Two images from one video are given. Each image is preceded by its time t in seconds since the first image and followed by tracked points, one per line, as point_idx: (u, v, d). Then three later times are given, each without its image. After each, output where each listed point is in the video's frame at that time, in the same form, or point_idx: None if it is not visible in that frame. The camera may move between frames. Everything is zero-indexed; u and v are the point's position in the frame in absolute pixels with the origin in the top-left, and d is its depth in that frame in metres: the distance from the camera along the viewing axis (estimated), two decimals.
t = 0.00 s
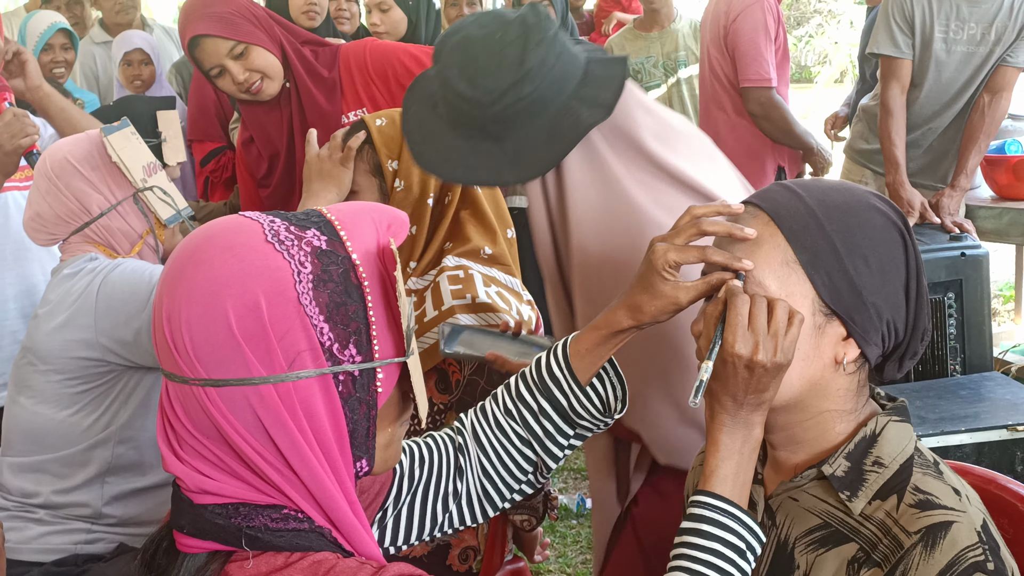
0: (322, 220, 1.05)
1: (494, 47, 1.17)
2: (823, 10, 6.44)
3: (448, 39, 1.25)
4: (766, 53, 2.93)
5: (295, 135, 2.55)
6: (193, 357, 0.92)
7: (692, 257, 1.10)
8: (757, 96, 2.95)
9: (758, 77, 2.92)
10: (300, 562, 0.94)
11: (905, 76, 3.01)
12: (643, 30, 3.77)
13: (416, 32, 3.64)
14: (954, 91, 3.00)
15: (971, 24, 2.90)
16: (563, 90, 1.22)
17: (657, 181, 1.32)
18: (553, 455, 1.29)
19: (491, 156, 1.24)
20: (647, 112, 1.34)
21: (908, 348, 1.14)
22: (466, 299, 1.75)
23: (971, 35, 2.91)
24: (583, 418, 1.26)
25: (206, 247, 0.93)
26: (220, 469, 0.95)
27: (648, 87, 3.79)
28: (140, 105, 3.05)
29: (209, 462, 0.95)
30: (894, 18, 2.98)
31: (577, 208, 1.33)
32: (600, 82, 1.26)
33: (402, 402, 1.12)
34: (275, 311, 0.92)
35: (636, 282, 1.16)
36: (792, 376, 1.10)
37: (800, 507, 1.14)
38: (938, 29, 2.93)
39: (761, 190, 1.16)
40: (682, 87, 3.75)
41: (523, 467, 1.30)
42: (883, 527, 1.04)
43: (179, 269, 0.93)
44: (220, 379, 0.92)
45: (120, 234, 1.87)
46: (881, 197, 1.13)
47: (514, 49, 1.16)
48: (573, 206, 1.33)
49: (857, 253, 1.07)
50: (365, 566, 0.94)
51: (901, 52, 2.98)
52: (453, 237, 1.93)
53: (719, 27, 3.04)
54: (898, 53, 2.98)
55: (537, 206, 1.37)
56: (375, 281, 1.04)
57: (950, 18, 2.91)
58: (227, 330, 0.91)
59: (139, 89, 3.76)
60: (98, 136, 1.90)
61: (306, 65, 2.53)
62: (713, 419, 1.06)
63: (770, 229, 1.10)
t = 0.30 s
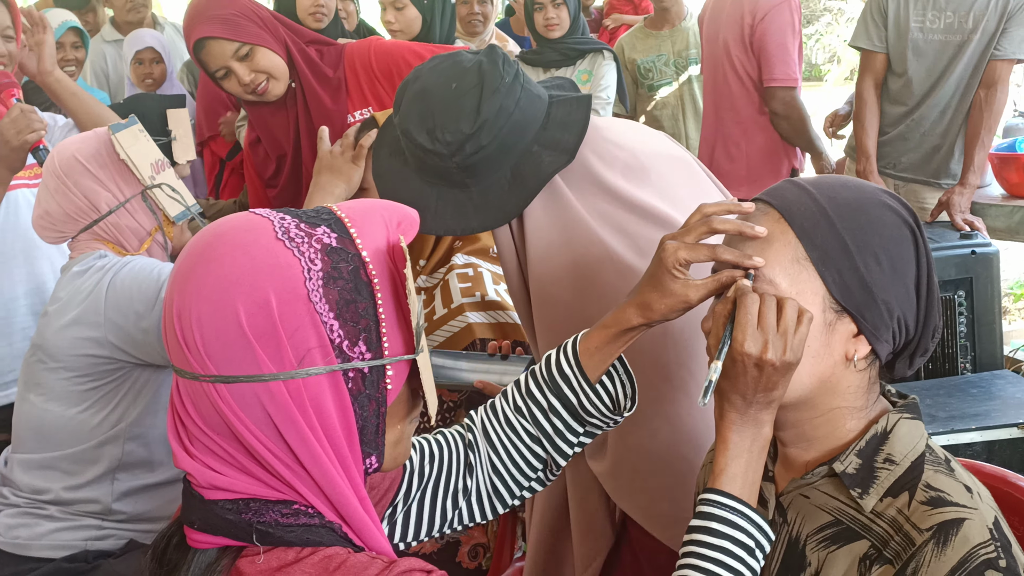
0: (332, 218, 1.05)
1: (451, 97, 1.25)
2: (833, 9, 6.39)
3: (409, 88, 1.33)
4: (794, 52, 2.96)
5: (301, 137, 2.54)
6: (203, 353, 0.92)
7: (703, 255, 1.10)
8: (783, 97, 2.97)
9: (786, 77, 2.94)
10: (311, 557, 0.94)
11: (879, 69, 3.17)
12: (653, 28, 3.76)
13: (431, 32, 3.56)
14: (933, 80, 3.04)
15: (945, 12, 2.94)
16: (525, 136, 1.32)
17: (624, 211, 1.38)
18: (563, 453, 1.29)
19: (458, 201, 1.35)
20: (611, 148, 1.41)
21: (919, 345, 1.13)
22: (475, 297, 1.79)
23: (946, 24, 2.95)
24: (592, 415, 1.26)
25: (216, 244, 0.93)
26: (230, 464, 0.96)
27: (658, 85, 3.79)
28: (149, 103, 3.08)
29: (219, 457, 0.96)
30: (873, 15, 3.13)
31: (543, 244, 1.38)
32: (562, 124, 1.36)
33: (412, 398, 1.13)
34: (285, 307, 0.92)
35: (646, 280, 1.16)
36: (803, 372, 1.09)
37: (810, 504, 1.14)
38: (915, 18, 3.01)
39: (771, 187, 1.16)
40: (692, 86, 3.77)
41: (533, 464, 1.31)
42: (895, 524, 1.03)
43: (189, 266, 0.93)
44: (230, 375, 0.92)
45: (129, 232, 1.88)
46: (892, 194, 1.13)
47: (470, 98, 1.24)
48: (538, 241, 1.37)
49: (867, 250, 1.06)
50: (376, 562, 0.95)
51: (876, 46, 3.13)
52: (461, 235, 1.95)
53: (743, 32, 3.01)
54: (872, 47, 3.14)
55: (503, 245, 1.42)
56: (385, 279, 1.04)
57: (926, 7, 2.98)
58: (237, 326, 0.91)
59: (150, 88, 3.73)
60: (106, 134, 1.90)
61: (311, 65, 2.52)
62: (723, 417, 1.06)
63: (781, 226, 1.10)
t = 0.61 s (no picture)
0: (338, 215, 1.05)
1: (454, 99, 1.26)
2: (835, 9, 6.40)
3: (412, 89, 1.34)
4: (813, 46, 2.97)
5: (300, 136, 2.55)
6: (208, 350, 0.92)
7: (707, 254, 1.10)
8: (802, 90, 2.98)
9: (805, 70, 2.96)
10: (314, 553, 0.94)
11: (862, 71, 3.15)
12: (656, 27, 3.77)
13: (434, 29, 3.57)
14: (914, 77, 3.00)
15: (921, 8, 2.91)
16: (529, 137, 1.32)
17: (626, 211, 1.39)
18: (566, 451, 1.29)
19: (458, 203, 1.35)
20: (617, 149, 1.41)
21: (922, 346, 1.13)
22: (477, 295, 1.79)
23: (919, 19, 2.92)
24: (595, 413, 1.26)
25: (222, 240, 0.93)
26: (233, 460, 0.96)
27: (661, 84, 3.79)
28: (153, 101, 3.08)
29: (223, 453, 0.96)
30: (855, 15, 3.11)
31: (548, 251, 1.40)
32: (565, 127, 1.36)
33: (415, 395, 1.13)
34: (290, 304, 0.93)
35: (650, 279, 1.16)
36: (807, 371, 1.09)
37: (812, 504, 1.14)
38: (891, 15, 2.99)
39: (775, 186, 1.16)
40: (696, 86, 3.77)
41: (536, 462, 1.31)
42: (896, 524, 1.03)
43: (195, 262, 0.94)
44: (235, 372, 0.92)
45: (130, 229, 1.88)
46: (896, 194, 1.13)
47: (474, 99, 1.25)
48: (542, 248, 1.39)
49: (872, 250, 1.06)
50: (378, 558, 0.96)
51: (858, 45, 3.11)
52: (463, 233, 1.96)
53: (759, 26, 2.99)
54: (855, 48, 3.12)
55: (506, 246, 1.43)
56: (389, 276, 1.04)
57: (903, 3, 2.95)
58: (242, 323, 0.91)
59: (152, 84, 3.89)
60: (107, 131, 1.90)
61: (309, 63, 2.53)
62: (725, 416, 1.06)
63: (785, 225, 1.11)
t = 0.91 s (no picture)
0: (339, 212, 1.05)
1: (513, 33, 1.21)
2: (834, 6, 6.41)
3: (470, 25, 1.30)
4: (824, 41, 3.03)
5: (298, 133, 2.56)
6: (209, 346, 0.92)
7: (708, 253, 1.10)
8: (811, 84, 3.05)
9: (819, 65, 3.02)
10: (314, 550, 0.94)
11: (856, 69, 3.12)
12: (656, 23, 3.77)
13: (432, 25, 3.58)
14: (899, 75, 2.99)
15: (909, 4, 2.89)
16: (583, 77, 1.24)
17: (670, 170, 1.28)
18: (567, 447, 1.30)
19: (510, 146, 1.28)
20: (669, 100, 1.29)
21: (921, 343, 1.14)
22: (476, 292, 1.78)
23: (907, 15, 2.91)
24: (597, 410, 1.26)
25: (223, 236, 0.93)
26: (234, 456, 0.96)
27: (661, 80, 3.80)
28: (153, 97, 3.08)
29: (224, 449, 0.96)
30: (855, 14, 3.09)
31: (594, 195, 1.30)
32: (622, 70, 1.27)
33: (416, 393, 1.13)
34: (291, 300, 0.93)
35: (651, 276, 1.16)
36: (807, 368, 1.09)
37: (812, 501, 1.14)
38: (880, 13, 2.97)
39: (775, 183, 1.16)
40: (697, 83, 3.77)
41: (537, 459, 1.31)
42: (896, 521, 1.03)
43: (196, 258, 0.94)
44: (236, 368, 0.92)
45: (130, 225, 1.88)
46: (896, 191, 1.13)
47: (534, 34, 1.20)
48: (587, 189, 1.30)
49: (872, 247, 1.06)
50: (379, 555, 0.96)
51: (852, 44, 3.10)
52: (463, 230, 2.00)
53: (772, 23, 3.01)
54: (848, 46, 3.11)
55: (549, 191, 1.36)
56: (390, 272, 1.04)
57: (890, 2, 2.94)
58: (244, 319, 0.91)
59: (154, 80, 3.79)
60: (105, 127, 1.90)
61: (308, 61, 2.54)
62: (726, 413, 1.06)
63: (785, 223, 1.10)
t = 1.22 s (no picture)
0: (344, 216, 1.06)
1: None
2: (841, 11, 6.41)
3: None
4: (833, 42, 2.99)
5: (304, 137, 2.57)
6: (214, 349, 0.92)
7: (713, 256, 1.09)
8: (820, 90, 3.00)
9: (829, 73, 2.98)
10: (319, 554, 0.94)
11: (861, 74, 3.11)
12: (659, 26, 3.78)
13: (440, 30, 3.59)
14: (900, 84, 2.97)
15: (911, 10, 2.90)
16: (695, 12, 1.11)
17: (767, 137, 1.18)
18: (572, 451, 1.30)
19: (610, 59, 1.12)
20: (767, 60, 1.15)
21: (925, 347, 1.13)
22: (481, 296, 1.80)
23: (909, 21, 2.91)
24: (602, 415, 1.26)
25: (228, 241, 0.94)
26: (239, 460, 0.96)
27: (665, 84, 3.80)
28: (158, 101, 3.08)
29: (229, 453, 0.96)
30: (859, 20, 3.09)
31: (681, 157, 1.21)
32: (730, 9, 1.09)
33: (421, 397, 1.13)
34: (295, 304, 0.93)
35: (655, 280, 1.16)
36: (812, 373, 1.10)
37: (816, 505, 1.14)
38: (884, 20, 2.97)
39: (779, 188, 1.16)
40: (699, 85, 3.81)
41: (542, 464, 1.31)
42: (901, 526, 1.03)
43: (201, 261, 0.94)
44: (241, 372, 0.93)
45: (131, 229, 1.89)
46: (900, 195, 1.13)
47: None
48: (672, 153, 1.21)
49: (876, 252, 1.06)
50: (383, 560, 0.96)
51: (856, 50, 3.10)
52: (468, 234, 2.00)
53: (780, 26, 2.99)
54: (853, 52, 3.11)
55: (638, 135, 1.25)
56: (395, 276, 1.05)
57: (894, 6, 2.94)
58: (249, 323, 0.92)
59: (160, 84, 3.72)
60: (108, 131, 1.90)
61: (313, 64, 2.55)
62: (730, 418, 1.06)
63: (789, 227, 1.10)
